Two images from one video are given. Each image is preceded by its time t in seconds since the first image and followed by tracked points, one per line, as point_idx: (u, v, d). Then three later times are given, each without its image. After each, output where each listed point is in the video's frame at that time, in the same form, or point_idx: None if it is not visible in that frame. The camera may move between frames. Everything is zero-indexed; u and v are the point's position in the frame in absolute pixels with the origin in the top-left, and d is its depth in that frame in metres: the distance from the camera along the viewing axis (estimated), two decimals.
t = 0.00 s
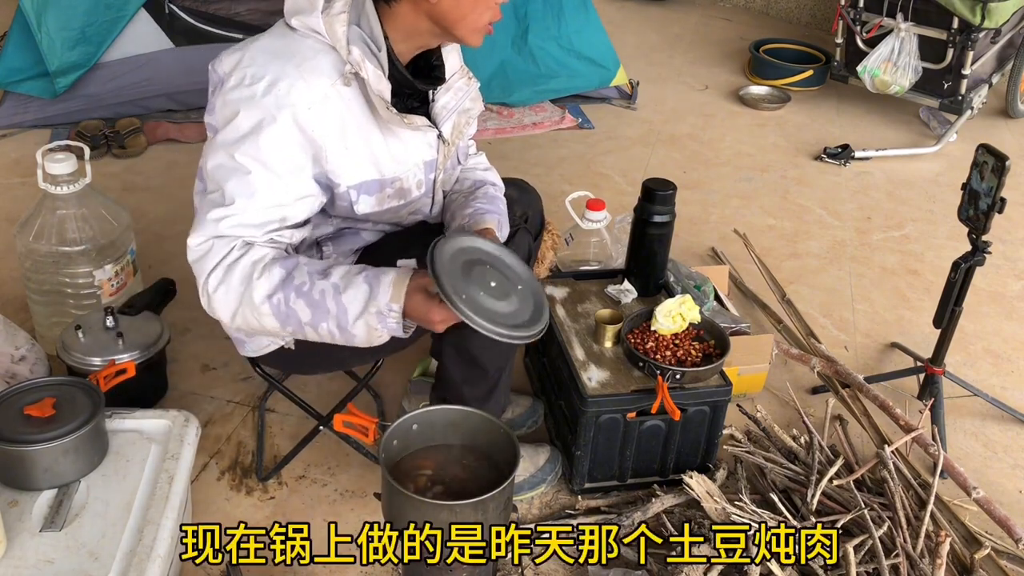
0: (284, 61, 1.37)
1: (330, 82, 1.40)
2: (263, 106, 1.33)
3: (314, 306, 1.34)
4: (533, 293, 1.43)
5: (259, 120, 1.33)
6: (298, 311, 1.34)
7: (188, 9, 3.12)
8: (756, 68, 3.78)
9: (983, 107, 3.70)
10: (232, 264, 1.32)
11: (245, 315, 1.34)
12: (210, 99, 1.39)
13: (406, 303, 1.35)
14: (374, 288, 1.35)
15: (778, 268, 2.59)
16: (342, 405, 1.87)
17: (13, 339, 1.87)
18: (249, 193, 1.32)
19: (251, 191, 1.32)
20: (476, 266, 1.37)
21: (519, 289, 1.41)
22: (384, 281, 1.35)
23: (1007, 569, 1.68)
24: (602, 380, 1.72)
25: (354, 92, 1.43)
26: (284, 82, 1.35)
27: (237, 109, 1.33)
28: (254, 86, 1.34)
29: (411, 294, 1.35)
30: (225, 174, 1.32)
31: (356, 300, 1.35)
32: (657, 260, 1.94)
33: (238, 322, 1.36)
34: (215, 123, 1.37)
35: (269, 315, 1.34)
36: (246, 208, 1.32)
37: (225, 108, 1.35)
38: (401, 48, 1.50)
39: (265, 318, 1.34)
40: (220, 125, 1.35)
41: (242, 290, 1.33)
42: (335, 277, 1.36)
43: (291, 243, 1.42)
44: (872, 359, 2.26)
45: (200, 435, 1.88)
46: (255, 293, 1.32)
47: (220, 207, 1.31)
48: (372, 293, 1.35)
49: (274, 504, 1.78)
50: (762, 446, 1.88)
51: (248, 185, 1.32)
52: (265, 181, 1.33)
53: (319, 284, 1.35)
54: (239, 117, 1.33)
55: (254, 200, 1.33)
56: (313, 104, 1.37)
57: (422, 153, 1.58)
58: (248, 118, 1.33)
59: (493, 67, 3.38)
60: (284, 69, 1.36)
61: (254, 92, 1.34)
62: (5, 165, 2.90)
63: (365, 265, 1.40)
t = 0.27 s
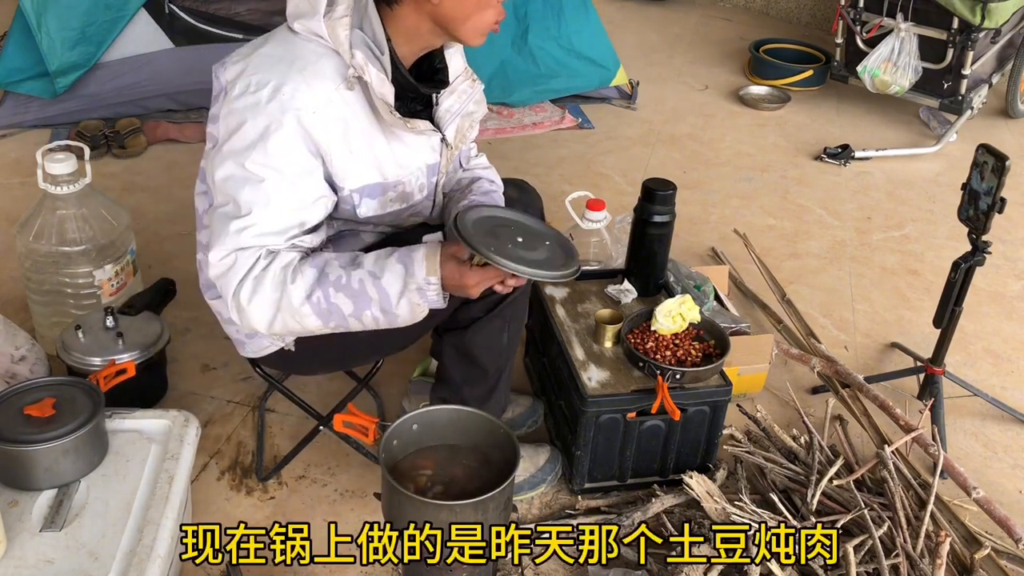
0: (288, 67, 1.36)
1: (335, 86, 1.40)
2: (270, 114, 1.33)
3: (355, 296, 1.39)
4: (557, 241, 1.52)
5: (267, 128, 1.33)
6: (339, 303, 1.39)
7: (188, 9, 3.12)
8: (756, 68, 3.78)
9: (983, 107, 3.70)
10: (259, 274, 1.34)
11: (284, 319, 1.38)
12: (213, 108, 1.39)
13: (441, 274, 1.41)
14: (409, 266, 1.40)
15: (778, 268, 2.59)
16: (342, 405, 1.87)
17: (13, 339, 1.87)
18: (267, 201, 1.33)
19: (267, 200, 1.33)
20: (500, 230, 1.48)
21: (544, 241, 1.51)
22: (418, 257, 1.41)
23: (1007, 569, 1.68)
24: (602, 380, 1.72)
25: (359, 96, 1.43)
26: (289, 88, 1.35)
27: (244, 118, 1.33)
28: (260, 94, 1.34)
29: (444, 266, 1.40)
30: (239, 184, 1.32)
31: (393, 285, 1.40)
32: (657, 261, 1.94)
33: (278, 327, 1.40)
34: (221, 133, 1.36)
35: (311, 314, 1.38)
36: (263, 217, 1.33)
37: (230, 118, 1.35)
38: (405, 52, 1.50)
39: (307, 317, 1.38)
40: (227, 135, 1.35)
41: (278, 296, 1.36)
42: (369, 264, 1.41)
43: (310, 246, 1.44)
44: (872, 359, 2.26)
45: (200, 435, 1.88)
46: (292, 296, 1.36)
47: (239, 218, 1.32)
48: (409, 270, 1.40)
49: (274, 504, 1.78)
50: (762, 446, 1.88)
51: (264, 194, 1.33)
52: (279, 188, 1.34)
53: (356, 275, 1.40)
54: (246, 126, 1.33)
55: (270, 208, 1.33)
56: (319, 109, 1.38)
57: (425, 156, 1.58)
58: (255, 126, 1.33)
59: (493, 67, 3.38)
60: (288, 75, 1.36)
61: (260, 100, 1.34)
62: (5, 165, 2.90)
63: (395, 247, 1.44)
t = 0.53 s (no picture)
0: (293, 72, 1.36)
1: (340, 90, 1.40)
2: (277, 119, 1.33)
3: (375, 294, 1.40)
4: (571, 221, 1.54)
5: (275, 133, 1.33)
6: (359, 303, 1.39)
7: (188, 9, 3.12)
8: (756, 68, 3.78)
9: (984, 107, 3.70)
10: (276, 279, 1.34)
11: (305, 323, 1.38)
12: (219, 115, 1.39)
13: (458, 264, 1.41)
14: (424, 260, 1.41)
15: (778, 268, 2.59)
16: (342, 405, 1.87)
17: (13, 339, 1.87)
18: (279, 206, 1.33)
19: (280, 204, 1.33)
20: (514, 211, 1.50)
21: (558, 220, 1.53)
22: (431, 251, 1.41)
23: (1007, 569, 1.68)
24: (602, 380, 1.72)
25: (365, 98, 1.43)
26: (295, 92, 1.35)
27: (252, 124, 1.33)
28: (266, 99, 1.34)
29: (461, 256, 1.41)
30: (251, 190, 1.32)
31: (410, 281, 1.41)
32: (657, 261, 1.94)
33: (298, 331, 1.40)
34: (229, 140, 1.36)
35: (332, 315, 1.39)
36: (276, 222, 1.33)
37: (237, 124, 1.35)
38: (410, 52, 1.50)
39: (327, 319, 1.39)
40: (235, 142, 1.34)
41: (297, 299, 1.36)
42: (384, 261, 1.42)
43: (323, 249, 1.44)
44: (872, 359, 2.26)
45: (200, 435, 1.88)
46: (311, 298, 1.36)
47: (252, 224, 1.32)
48: (425, 264, 1.40)
49: (274, 504, 1.78)
50: (762, 446, 1.88)
51: (276, 198, 1.33)
52: (290, 192, 1.34)
53: (373, 272, 1.40)
54: (254, 132, 1.33)
55: (282, 211, 1.33)
56: (325, 113, 1.37)
57: (429, 157, 1.58)
58: (263, 131, 1.33)
59: (493, 67, 3.38)
60: (294, 79, 1.35)
61: (268, 105, 1.34)
62: (5, 165, 2.90)
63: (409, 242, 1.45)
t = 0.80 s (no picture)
0: (288, 73, 1.36)
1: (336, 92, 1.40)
2: (270, 119, 1.33)
3: (346, 290, 1.40)
4: (600, 209, 1.51)
5: (266, 134, 1.33)
6: (328, 299, 1.39)
7: (188, 9, 3.12)
8: (756, 68, 3.78)
9: (983, 107, 3.70)
10: (251, 274, 1.34)
11: (275, 318, 1.38)
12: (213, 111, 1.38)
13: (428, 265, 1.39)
14: (394, 259, 1.40)
15: (778, 268, 2.59)
16: (342, 405, 1.87)
17: (13, 339, 1.87)
18: (262, 205, 1.33)
19: (263, 204, 1.33)
20: (549, 181, 1.45)
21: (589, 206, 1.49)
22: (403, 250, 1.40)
23: (1007, 569, 1.68)
24: (602, 380, 1.72)
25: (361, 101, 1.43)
26: (289, 94, 1.34)
27: (244, 122, 1.33)
28: (260, 99, 1.34)
29: (432, 259, 1.39)
30: (236, 188, 1.32)
31: (380, 279, 1.41)
32: (657, 261, 1.94)
33: (266, 326, 1.40)
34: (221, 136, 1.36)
35: (303, 310, 1.39)
36: (258, 220, 1.33)
37: (230, 122, 1.34)
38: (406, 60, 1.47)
39: (296, 314, 1.39)
40: (227, 139, 1.34)
41: (270, 294, 1.36)
42: (356, 259, 1.41)
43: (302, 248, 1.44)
44: (872, 359, 2.26)
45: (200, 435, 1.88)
46: (283, 294, 1.36)
47: (233, 220, 1.32)
48: (395, 263, 1.40)
49: (274, 504, 1.78)
50: (762, 446, 1.88)
51: (260, 198, 1.33)
52: (274, 194, 1.34)
53: (344, 270, 1.40)
54: (246, 131, 1.33)
55: (265, 212, 1.33)
56: (319, 115, 1.38)
57: (427, 158, 1.58)
58: (254, 131, 1.33)
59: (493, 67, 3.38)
60: (289, 81, 1.35)
61: (261, 105, 1.34)
62: (5, 165, 2.90)
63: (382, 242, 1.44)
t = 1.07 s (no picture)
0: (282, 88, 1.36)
1: (330, 110, 1.41)
2: (255, 129, 1.33)
3: (241, 301, 1.31)
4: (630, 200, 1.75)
5: (249, 145, 1.32)
6: (225, 301, 1.31)
7: (188, 9, 3.13)
8: (756, 68, 3.78)
9: (983, 107, 3.70)
10: (181, 255, 1.30)
11: (180, 307, 1.32)
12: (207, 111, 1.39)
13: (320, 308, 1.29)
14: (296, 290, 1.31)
15: (778, 268, 2.59)
16: (342, 405, 1.87)
17: (13, 339, 1.87)
18: (221, 207, 1.31)
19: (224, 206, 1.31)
20: (588, 173, 1.69)
21: (616, 200, 1.70)
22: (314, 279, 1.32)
23: (1007, 569, 1.68)
24: (602, 381, 1.72)
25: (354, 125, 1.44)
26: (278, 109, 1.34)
27: (229, 127, 1.33)
28: (249, 108, 1.33)
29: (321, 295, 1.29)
30: (205, 184, 1.32)
31: (277, 299, 1.31)
32: (657, 261, 1.94)
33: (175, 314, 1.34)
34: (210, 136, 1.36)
35: (200, 307, 1.31)
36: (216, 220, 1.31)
37: (218, 125, 1.34)
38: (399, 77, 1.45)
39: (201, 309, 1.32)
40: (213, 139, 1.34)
41: (181, 280, 1.30)
42: (267, 277, 1.33)
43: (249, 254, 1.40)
44: (872, 359, 2.26)
45: (200, 435, 1.88)
46: (191, 282, 1.30)
47: (188, 212, 1.31)
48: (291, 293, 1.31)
49: (274, 504, 1.78)
50: (762, 446, 1.88)
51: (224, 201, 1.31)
52: (238, 204, 1.32)
53: (249, 280, 1.32)
54: (230, 136, 1.32)
55: (223, 217, 1.32)
56: (306, 133, 1.38)
57: (423, 171, 1.60)
58: (239, 140, 1.32)
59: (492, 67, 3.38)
60: (282, 96, 1.36)
61: (249, 114, 1.33)
62: (5, 165, 2.90)
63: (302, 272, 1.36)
